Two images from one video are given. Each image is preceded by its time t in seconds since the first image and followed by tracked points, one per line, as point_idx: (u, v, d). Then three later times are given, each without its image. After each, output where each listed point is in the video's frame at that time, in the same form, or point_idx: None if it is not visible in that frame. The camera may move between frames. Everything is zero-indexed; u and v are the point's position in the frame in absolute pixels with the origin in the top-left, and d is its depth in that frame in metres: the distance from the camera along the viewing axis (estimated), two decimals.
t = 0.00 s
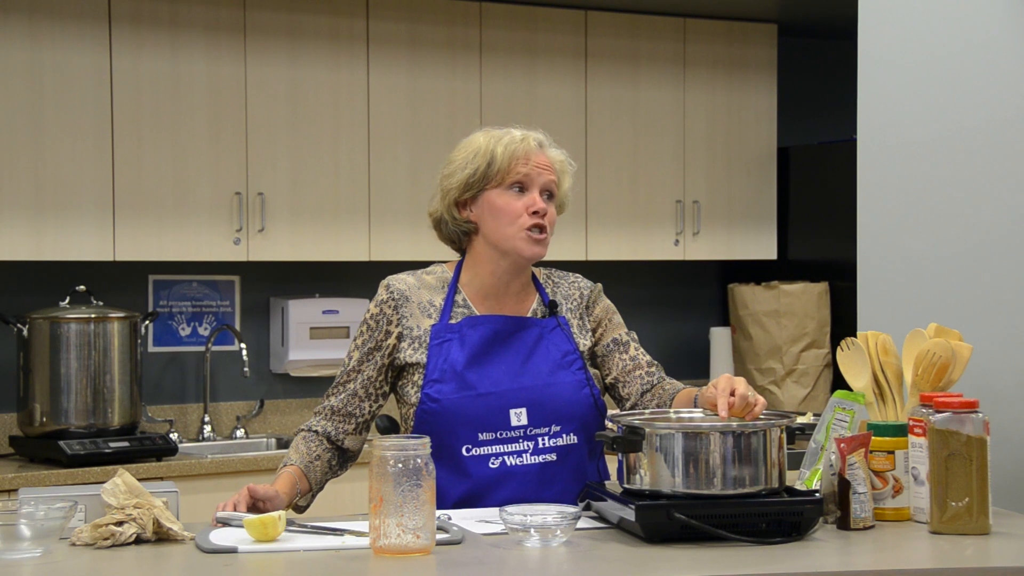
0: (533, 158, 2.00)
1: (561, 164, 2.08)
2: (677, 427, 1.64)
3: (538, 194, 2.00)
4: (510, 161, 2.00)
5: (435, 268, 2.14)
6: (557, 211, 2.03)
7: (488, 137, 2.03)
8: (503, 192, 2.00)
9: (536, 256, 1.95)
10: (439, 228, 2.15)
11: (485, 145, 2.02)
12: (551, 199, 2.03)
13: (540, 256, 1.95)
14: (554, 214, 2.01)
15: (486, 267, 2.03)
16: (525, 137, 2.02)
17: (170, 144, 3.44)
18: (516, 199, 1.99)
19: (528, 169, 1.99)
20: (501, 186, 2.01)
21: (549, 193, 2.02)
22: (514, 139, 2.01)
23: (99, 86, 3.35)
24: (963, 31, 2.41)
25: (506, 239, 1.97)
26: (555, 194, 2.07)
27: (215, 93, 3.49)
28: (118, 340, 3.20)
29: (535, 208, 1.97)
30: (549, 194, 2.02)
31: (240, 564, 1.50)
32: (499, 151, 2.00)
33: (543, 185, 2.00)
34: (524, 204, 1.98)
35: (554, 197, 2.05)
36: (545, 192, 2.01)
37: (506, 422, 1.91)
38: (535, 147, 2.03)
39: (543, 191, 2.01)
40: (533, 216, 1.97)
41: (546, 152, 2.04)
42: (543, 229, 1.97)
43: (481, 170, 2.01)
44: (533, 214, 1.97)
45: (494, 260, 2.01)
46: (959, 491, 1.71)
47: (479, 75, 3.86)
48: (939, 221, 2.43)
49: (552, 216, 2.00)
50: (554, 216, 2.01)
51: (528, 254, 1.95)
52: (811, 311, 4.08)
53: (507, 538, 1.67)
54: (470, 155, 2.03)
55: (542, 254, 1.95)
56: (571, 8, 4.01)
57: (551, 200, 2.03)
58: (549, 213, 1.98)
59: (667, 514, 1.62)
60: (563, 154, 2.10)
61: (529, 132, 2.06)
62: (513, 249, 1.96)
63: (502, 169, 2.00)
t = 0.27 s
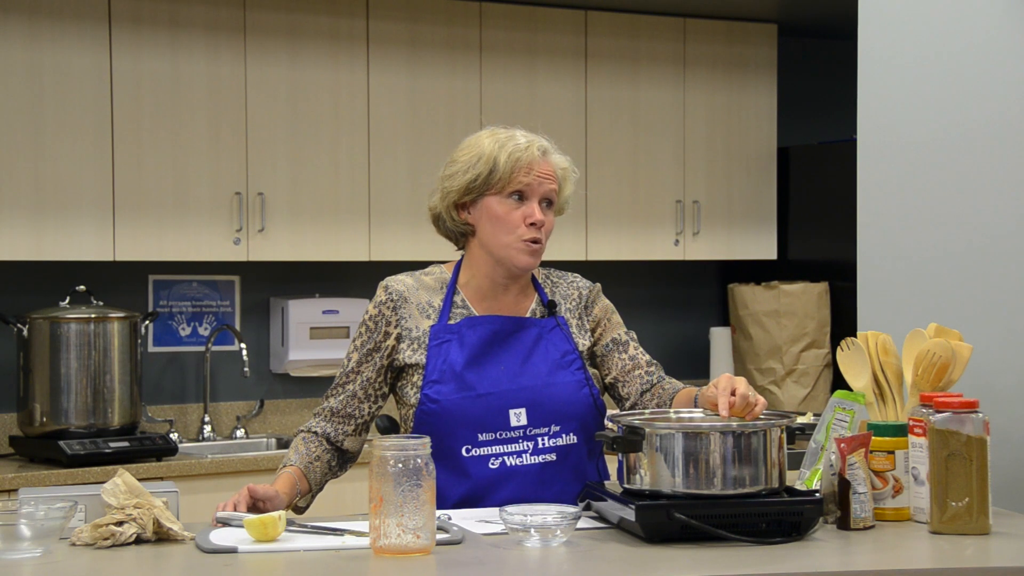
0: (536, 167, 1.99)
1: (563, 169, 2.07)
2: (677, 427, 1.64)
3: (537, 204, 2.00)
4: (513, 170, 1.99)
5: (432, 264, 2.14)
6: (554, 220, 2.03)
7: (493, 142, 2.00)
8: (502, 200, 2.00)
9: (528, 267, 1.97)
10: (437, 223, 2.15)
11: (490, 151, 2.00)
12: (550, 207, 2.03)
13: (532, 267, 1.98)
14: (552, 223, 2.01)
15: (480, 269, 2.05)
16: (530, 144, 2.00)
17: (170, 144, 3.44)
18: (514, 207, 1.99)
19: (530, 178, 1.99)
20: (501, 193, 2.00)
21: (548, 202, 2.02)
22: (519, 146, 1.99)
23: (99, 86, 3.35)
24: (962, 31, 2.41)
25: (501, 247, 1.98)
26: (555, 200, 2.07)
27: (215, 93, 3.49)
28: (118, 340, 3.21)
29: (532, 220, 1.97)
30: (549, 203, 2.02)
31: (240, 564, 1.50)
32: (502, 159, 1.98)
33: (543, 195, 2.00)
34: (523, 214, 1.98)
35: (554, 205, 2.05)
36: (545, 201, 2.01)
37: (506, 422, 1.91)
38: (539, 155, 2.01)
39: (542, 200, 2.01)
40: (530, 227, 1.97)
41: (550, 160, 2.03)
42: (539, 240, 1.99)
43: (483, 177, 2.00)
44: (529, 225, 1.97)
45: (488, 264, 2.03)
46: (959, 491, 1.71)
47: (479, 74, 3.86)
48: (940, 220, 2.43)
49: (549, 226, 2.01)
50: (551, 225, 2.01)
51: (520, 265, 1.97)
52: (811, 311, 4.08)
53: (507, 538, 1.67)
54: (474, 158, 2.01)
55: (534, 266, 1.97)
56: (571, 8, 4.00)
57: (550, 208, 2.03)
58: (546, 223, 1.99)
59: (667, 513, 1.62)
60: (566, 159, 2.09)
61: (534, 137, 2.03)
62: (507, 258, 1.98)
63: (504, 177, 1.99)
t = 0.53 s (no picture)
0: (535, 164, 2.00)
1: (561, 166, 2.08)
2: (677, 427, 1.64)
3: (538, 201, 2.00)
4: (512, 168, 1.99)
5: (432, 266, 2.14)
6: (555, 217, 2.04)
7: (490, 141, 2.01)
8: (502, 199, 2.00)
9: (532, 263, 1.97)
10: (437, 227, 2.15)
11: (487, 150, 2.00)
12: (550, 204, 2.03)
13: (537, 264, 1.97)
14: (553, 220, 2.02)
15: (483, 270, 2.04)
16: (527, 142, 2.01)
17: (170, 144, 3.44)
18: (515, 206, 2.00)
19: (529, 176, 1.99)
20: (501, 192, 2.00)
21: (548, 199, 2.02)
22: (517, 144, 2.00)
23: (99, 86, 3.35)
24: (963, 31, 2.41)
25: (504, 246, 1.98)
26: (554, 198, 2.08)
27: (215, 93, 3.49)
28: (118, 340, 3.21)
29: (534, 216, 1.97)
30: (549, 200, 2.03)
31: (240, 564, 1.50)
32: (501, 157, 1.99)
33: (543, 191, 2.00)
34: (524, 211, 1.98)
35: (553, 201, 2.05)
36: (545, 198, 2.02)
37: (506, 422, 1.91)
38: (537, 152, 2.02)
39: (542, 197, 2.01)
40: (532, 223, 1.98)
41: (547, 157, 2.03)
42: (541, 237, 1.99)
43: (482, 177, 2.00)
44: (532, 222, 1.98)
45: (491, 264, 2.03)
46: (959, 491, 1.71)
47: (479, 75, 3.86)
48: (940, 220, 2.43)
49: (551, 223, 2.01)
50: (552, 222, 2.02)
51: (524, 262, 1.97)
52: (811, 311, 4.08)
53: (507, 538, 1.67)
54: (472, 160, 2.01)
55: (538, 262, 1.97)
56: (571, 7, 4.00)
57: (550, 205, 2.04)
58: (547, 220, 2.00)
59: (667, 513, 1.62)
60: (563, 156, 2.10)
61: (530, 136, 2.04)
62: (510, 256, 1.97)
63: (503, 176, 1.99)
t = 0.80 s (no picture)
0: (529, 161, 2.00)
1: (555, 161, 2.08)
2: (677, 427, 1.64)
3: (536, 197, 2.00)
4: (507, 165, 2.00)
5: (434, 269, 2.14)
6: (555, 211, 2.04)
7: (483, 141, 2.01)
8: (501, 197, 2.00)
9: (536, 257, 1.96)
10: (437, 232, 2.14)
11: (481, 150, 2.01)
12: (549, 199, 2.04)
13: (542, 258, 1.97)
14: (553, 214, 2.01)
15: (487, 270, 2.04)
16: (520, 139, 2.02)
17: (170, 145, 3.44)
18: (514, 203, 2.00)
19: (525, 172, 1.99)
20: (498, 191, 2.00)
21: (546, 194, 2.02)
22: (510, 142, 2.00)
23: (99, 86, 3.35)
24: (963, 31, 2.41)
25: (506, 244, 1.98)
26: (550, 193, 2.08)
27: (215, 93, 3.49)
28: (118, 340, 3.21)
29: (534, 211, 1.97)
30: (546, 195, 2.03)
31: (240, 564, 1.50)
32: (496, 156, 1.99)
33: (541, 186, 2.00)
34: (523, 208, 1.98)
35: (551, 197, 2.05)
36: (543, 193, 2.02)
37: (506, 420, 1.91)
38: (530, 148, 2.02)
39: (541, 192, 2.01)
40: (532, 219, 1.97)
41: (541, 152, 2.04)
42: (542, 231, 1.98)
43: (479, 177, 2.00)
44: (532, 217, 1.97)
45: (495, 263, 2.02)
46: (959, 491, 1.71)
47: (479, 75, 3.86)
48: (940, 220, 2.44)
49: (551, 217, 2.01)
50: (552, 216, 2.02)
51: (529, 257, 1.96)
52: (811, 311, 4.08)
53: (507, 538, 1.67)
54: (467, 161, 2.02)
55: (543, 256, 1.96)
56: (571, 8, 4.01)
57: (548, 200, 2.04)
58: (547, 214, 1.99)
59: (667, 513, 1.62)
60: (556, 151, 2.10)
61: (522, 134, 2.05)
62: (514, 252, 1.97)
63: (500, 174, 1.99)
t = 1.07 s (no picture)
0: (532, 165, 2.00)
1: (557, 164, 2.08)
2: (677, 427, 1.64)
3: (536, 201, 2.00)
4: (509, 169, 1.99)
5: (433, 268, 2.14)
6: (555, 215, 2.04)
7: (485, 143, 2.01)
8: (501, 201, 2.00)
9: (535, 264, 1.97)
10: (437, 232, 2.14)
11: (483, 153, 2.00)
12: (549, 203, 2.03)
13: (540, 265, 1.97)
14: (553, 219, 2.01)
15: (485, 272, 2.04)
16: (523, 143, 2.01)
17: (170, 144, 3.44)
18: (514, 207, 2.00)
19: (527, 177, 1.99)
20: (499, 195, 2.00)
21: (547, 198, 2.02)
22: (513, 146, 2.00)
23: (98, 86, 3.35)
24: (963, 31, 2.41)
25: (505, 248, 1.98)
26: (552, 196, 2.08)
27: (215, 93, 3.49)
28: (118, 340, 3.21)
29: (534, 216, 1.97)
30: (547, 199, 2.03)
31: (240, 564, 1.50)
32: (498, 159, 1.99)
33: (542, 190, 2.00)
34: (524, 212, 1.99)
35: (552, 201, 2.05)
36: (544, 197, 2.02)
37: (504, 420, 1.91)
38: (533, 152, 2.02)
39: (541, 197, 2.01)
40: (532, 224, 1.98)
41: (544, 155, 2.03)
42: (541, 237, 1.99)
43: (480, 180, 2.00)
44: (531, 223, 1.98)
45: (493, 267, 2.02)
46: (959, 491, 1.71)
47: (479, 74, 3.86)
48: (940, 220, 2.44)
49: (551, 222, 2.01)
50: (552, 221, 2.02)
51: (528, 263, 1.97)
52: (812, 311, 4.08)
53: (507, 538, 1.67)
54: (469, 163, 2.01)
55: (541, 263, 1.97)
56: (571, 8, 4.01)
57: (549, 204, 2.04)
58: (548, 219, 2.00)
59: (667, 513, 1.62)
60: (558, 154, 2.10)
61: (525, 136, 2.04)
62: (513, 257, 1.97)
63: (502, 177, 1.99)
